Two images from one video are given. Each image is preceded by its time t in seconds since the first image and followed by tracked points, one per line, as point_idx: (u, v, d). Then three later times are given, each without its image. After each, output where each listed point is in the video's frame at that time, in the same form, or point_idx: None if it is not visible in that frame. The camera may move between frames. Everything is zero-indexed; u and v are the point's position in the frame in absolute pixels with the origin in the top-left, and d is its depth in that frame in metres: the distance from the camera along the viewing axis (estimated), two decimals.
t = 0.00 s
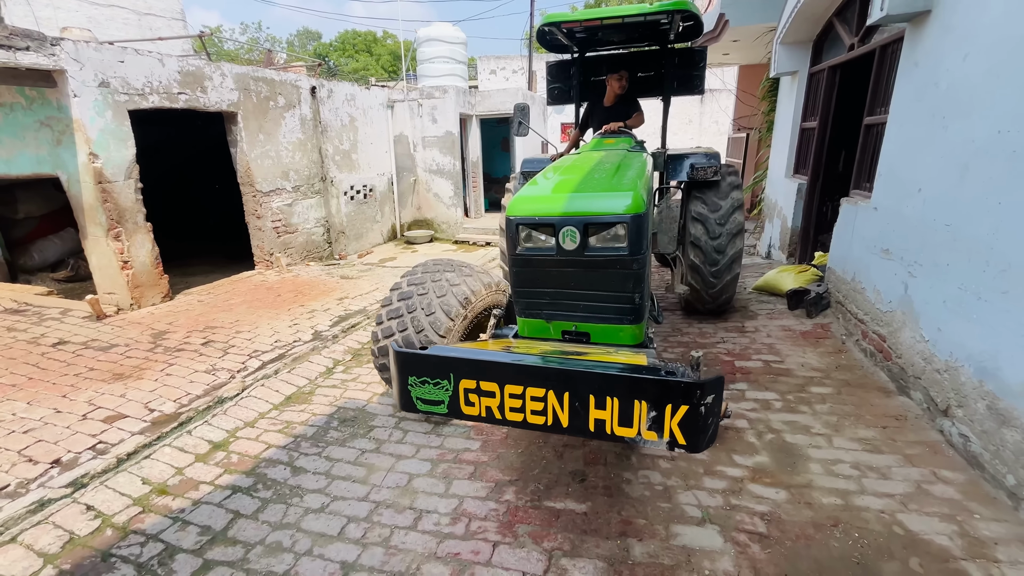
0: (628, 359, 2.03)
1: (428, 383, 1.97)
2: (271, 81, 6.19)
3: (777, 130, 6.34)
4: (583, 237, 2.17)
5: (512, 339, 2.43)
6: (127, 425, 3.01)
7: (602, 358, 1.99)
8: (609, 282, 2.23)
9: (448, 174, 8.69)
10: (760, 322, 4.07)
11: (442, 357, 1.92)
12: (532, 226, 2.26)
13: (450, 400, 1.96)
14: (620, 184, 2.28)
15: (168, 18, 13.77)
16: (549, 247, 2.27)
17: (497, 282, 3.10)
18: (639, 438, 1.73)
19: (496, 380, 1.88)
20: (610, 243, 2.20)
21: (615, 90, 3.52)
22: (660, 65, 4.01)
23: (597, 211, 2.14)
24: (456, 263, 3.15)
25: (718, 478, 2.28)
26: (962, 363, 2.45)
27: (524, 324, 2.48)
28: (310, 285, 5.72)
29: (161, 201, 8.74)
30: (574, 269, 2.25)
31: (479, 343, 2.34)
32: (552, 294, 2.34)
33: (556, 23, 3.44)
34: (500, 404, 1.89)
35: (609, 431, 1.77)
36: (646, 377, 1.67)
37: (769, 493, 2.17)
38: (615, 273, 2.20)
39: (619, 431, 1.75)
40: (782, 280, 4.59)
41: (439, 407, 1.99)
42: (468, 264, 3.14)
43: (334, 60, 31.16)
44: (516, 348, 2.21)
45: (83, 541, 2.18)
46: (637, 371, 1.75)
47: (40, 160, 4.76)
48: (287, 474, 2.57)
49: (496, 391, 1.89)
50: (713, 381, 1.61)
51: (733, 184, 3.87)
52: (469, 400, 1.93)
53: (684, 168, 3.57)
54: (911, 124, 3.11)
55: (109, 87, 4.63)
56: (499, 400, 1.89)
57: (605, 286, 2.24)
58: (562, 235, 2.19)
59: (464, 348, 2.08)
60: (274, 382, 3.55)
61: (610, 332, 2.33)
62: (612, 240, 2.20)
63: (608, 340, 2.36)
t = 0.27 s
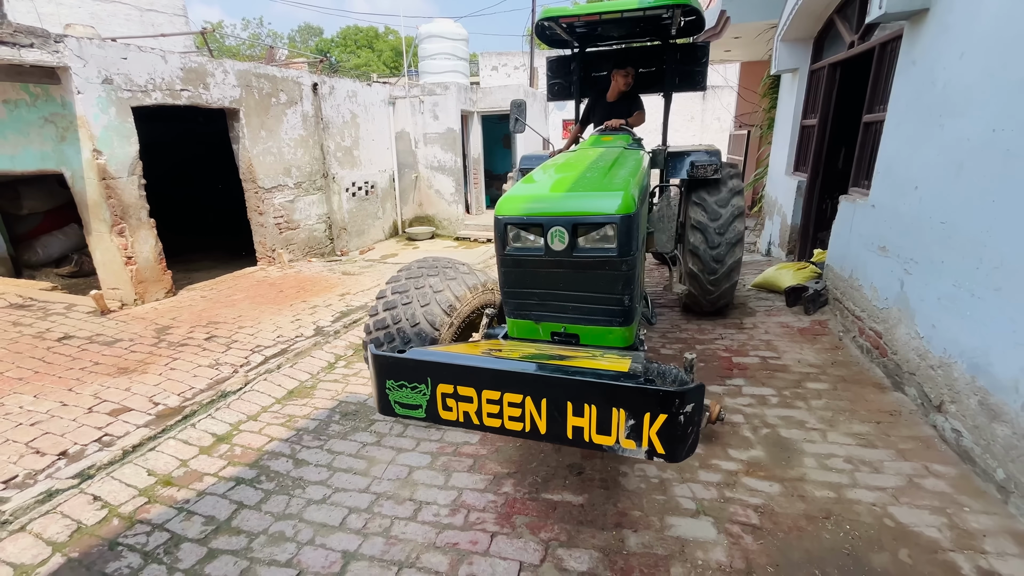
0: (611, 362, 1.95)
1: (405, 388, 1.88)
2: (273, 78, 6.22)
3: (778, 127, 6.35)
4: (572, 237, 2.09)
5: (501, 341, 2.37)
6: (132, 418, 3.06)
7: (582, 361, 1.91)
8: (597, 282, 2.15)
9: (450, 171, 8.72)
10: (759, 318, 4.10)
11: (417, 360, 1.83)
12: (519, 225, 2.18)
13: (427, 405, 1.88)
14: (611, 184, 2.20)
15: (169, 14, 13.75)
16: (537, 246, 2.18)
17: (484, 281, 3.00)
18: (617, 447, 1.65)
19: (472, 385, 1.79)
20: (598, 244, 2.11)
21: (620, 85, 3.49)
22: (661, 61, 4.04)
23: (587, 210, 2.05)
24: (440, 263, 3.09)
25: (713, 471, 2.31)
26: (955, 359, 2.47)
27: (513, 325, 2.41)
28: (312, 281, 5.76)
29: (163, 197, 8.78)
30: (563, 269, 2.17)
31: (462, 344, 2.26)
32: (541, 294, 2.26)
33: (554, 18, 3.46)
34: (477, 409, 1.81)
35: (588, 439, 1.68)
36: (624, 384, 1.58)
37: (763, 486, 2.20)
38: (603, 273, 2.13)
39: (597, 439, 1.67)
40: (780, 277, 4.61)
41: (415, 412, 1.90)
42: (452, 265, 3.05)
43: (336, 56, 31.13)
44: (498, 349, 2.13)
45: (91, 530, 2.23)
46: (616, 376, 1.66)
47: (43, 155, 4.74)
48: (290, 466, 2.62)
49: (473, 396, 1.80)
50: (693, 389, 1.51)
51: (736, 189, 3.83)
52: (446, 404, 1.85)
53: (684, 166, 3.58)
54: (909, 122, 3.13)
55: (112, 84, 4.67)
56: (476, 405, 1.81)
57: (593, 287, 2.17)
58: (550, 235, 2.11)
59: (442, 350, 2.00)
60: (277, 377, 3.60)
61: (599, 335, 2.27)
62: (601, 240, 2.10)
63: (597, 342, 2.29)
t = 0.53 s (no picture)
0: (588, 361, 1.90)
1: (379, 386, 1.86)
2: (278, 74, 6.27)
3: (783, 121, 6.33)
4: (558, 234, 2.07)
5: (488, 339, 2.34)
6: (142, 408, 3.13)
7: (559, 360, 1.86)
8: (585, 280, 2.12)
9: (454, 165, 8.75)
10: (760, 313, 4.11)
11: (390, 358, 1.80)
12: (506, 221, 2.17)
13: (401, 404, 1.85)
14: (600, 180, 2.17)
15: (176, 10, 13.83)
16: (525, 243, 2.16)
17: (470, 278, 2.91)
18: (589, 449, 1.61)
19: (445, 384, 1.76)
20: (586, 240, 2.08)
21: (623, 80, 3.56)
22: (666, 53, 4.03)
23: (574, 207, 2.03)
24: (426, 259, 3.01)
25: (709, 462, 2.34)
26: (953, 353, 2.48)
27: (501, 322, 2.39)
28: (317, 275, 5.82)
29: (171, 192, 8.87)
30: (550, 267, 2.15)
31: (443, 341, 2.22)
32: (528, 292, 2.24)
33: (553, 11, 3.41)
34: (451, 409, 1.78)
35: (560, 441, 1.65)
36: (596, 387, 1.54)
37: (758, 478, 2.23)
38: (591, 271, 2.10)
39: (569, 442, 1.63)
40: (783, 272, 4.61)
41: (390, 410, 1.88)
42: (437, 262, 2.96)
43: (342, 51, 31.15)
44: (476, 347, 2.09)
45: (101, 515, 2.29)
46: (589, 378, 1.62)
47: (55, 151, 4.87)
48: (294, 455, 2.67)
49: (446, 396, 1.77)
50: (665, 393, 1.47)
51: (742, 191, 3.73)
52: (419, 403, 1.82)
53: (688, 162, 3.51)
54: (911, 116, 3.12)
55: (120, 81, 4.73)
56: (450, 404, 1.78)
57: (581, 284, 2.14)
58: (537, 232, 2.10)
59: (419, 348, 1.96)
60: (282, 368, 3.66)
61: (586, 334, 2.23)
62: (588, 237, 2.08)
63: (585, 341, 2.25)
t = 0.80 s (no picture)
0: (573, 362, 1.84)
1: (358, 385, 1.82)
2: (287, 69, 6.30)
3: (793, 113, 6.26)
4: (551, 229, 2.01)
5: (482, 337, 2.34)
6: (155, 397, 3.18)
7: (542, 361, 1.80)
8: (578, 277, 2.07)
9: (462, 160, 8.76)
10: (768, 306, 4.09)
11: (370, 359, 1.76)
12: (498, 217, 2.11)
13: (382, 405, 1.81)
14: (597, 172, 2.09)
15: (187, 6, 13.95)
16: (517, 239, 2.12)
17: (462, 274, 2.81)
18: (569, 455, 1.56)
19: (424, 386, 1.71)
20: (578, 236, 2.03)
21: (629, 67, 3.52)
22: (673, 43, 3.98)
23: (567, 201, 1.96)
24: (419, 253, 2.92)
25: (712, 453, 2.35)
26: (962, 345, 2.46)
27: (496, 319, 2.36)
28: (326, 269, 5.87)
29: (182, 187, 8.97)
30: (543, 263, 2.10)
31: (430, 339, 2.18)
32: (521, 289, 2.20)
33: None
34: (429, 410, 1.74)
35: (540, 445, 1.60)
36: (576, 391, 1.48)
37: (762, 469, 2.22)
38: (584, 268, 2.05)
39: (548, 446, 1.58)
40: (791, 265, 4.58)
41: (372, 410, 1.84)
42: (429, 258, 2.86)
43: (351, 47, 31.22)
44: (462, 346, 2.04)
45: (117, 499, 2.35)
46: (569, 381, 1.56)
47: (71, 147, 4.95)
48: (302, 443, 2.71)
49: (424, 397, 1.73)
50: (643, 399, 1.41)
51: (751, 191, 3.61)
52: (398, 404, 1.78)
53: (695, 153, 3.33)
54: (922, 105, 3.07)
55: (132, 77, 4.78)
56: (429, 406, 1.73)
57: (574, 281, 2.09)
58: (528, 227, 2.04)
59: (401, 348, 1.92)
60: (292, 359, 3.70)
61: (581, 332, 2.19)
62: (581, 233, 2.02)
63: (580, 339, 2.21)
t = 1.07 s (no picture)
0: (561, 375, 1.67)
1: (337, 396, 1.65)
2: (296, 68, 6.33)
3: (804, 107, 6.19)
4: (544, 232, 1.93)
5: (475, 341, 2.26)
6: (168, 393, 3.22)
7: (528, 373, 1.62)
8: (572, 282, 1.99)
9: (469, 157, 8.97)
10: (778, 303, 4.05)
11: (343, 366, 1.60)
12: (491, 220, 2.03)
13: (357, 416, 1.65)
14: (593, 173, 2.00)
15: (198, 7, 14.12)
16: (510, 243, 2.04)
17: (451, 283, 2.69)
18: (550, 474, 1.39)
19: (399, 396, 1.55)
20: (573, 240, 1.95)
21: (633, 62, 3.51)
22: (682, 35, 3.92)
23: (560, 203, 1.87)
24: (415, 260, 2.84)
25: (720, 451, 2.33)
26: (975, 343, 2.42)
27: (490, 323, 2.29)
28: (335, 266, 5.90)
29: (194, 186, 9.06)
30: (536, 267, 2.01)
31: (417, 347, 2.05)
32: (515, 292, 2.12)
33: None
34: (408, 423, 1.57)
35: (519, 463, 1.42)
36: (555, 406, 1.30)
37: (770, 467, 2.21)
38: (578, 272, 1.97)
39: (529, 464, 1.41)
40: (801, 262, 4.53)
41: (348, 421, 1.68)
42: (420, 266, 2.77)
43: (360, 46, 31.33)
44: (447, 355, 1.88)
45: (131, 493, 2.38)
46: (551, 394, 1.39)
47: (84, 147, 5.02)
48: (311, 439, 2.73)
49: (402, 409, 1.56)
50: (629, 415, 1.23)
51: (762, 198, 3.40)
52: (377, 416, 1.61)
53: (704, 150, 3.23)
54: (936, 99, 3.01)
55: (144, 78, 4.83)
56: (405, 418, 1.57)
57: (568, 286, 2.01)
58: (521, 230, 1.96)
59: (379, 356, 1.76)
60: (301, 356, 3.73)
61: (576, 337, 2.12)
62: (577, 236, 1.94)
63: (574, 345, 2.14)
